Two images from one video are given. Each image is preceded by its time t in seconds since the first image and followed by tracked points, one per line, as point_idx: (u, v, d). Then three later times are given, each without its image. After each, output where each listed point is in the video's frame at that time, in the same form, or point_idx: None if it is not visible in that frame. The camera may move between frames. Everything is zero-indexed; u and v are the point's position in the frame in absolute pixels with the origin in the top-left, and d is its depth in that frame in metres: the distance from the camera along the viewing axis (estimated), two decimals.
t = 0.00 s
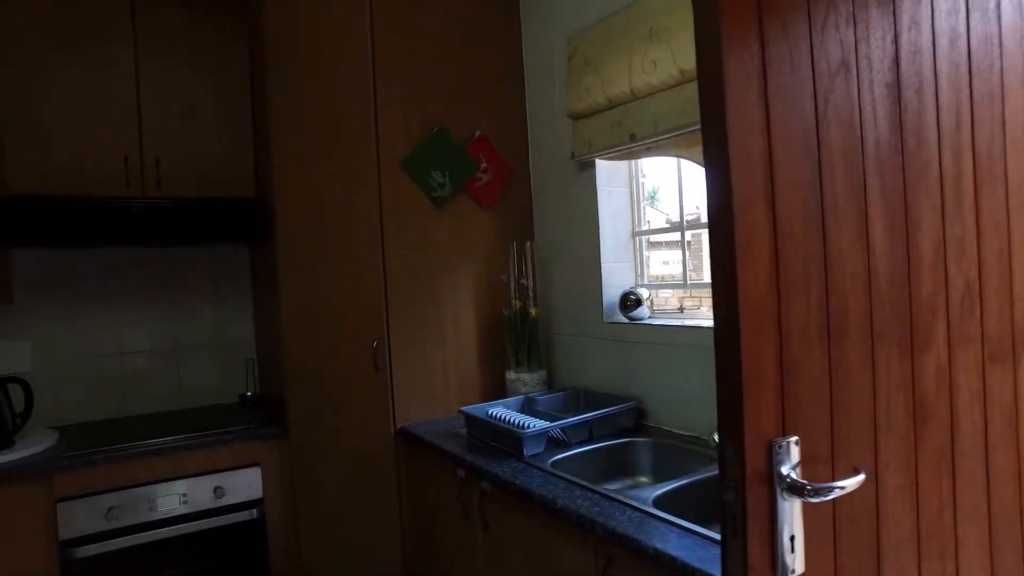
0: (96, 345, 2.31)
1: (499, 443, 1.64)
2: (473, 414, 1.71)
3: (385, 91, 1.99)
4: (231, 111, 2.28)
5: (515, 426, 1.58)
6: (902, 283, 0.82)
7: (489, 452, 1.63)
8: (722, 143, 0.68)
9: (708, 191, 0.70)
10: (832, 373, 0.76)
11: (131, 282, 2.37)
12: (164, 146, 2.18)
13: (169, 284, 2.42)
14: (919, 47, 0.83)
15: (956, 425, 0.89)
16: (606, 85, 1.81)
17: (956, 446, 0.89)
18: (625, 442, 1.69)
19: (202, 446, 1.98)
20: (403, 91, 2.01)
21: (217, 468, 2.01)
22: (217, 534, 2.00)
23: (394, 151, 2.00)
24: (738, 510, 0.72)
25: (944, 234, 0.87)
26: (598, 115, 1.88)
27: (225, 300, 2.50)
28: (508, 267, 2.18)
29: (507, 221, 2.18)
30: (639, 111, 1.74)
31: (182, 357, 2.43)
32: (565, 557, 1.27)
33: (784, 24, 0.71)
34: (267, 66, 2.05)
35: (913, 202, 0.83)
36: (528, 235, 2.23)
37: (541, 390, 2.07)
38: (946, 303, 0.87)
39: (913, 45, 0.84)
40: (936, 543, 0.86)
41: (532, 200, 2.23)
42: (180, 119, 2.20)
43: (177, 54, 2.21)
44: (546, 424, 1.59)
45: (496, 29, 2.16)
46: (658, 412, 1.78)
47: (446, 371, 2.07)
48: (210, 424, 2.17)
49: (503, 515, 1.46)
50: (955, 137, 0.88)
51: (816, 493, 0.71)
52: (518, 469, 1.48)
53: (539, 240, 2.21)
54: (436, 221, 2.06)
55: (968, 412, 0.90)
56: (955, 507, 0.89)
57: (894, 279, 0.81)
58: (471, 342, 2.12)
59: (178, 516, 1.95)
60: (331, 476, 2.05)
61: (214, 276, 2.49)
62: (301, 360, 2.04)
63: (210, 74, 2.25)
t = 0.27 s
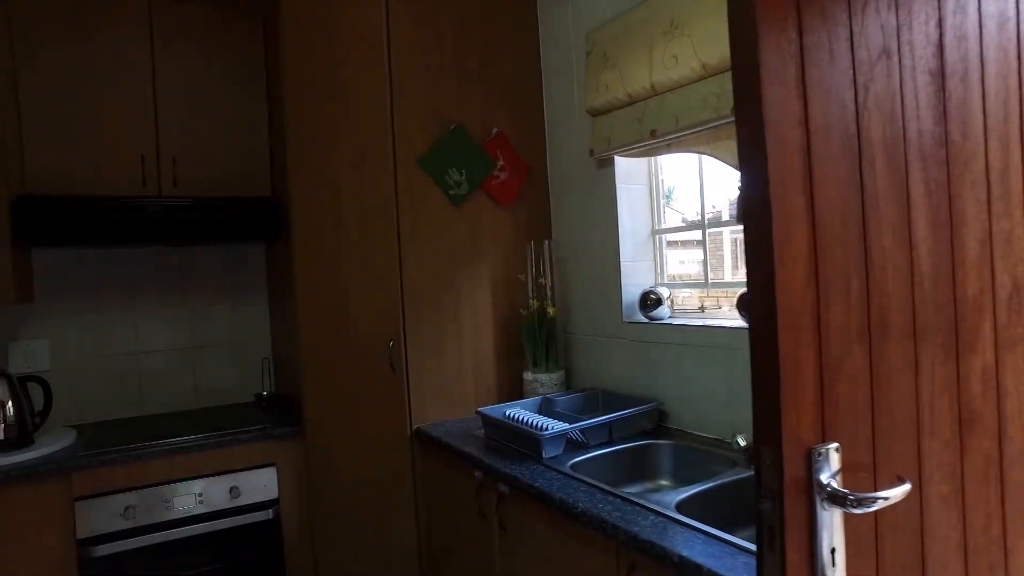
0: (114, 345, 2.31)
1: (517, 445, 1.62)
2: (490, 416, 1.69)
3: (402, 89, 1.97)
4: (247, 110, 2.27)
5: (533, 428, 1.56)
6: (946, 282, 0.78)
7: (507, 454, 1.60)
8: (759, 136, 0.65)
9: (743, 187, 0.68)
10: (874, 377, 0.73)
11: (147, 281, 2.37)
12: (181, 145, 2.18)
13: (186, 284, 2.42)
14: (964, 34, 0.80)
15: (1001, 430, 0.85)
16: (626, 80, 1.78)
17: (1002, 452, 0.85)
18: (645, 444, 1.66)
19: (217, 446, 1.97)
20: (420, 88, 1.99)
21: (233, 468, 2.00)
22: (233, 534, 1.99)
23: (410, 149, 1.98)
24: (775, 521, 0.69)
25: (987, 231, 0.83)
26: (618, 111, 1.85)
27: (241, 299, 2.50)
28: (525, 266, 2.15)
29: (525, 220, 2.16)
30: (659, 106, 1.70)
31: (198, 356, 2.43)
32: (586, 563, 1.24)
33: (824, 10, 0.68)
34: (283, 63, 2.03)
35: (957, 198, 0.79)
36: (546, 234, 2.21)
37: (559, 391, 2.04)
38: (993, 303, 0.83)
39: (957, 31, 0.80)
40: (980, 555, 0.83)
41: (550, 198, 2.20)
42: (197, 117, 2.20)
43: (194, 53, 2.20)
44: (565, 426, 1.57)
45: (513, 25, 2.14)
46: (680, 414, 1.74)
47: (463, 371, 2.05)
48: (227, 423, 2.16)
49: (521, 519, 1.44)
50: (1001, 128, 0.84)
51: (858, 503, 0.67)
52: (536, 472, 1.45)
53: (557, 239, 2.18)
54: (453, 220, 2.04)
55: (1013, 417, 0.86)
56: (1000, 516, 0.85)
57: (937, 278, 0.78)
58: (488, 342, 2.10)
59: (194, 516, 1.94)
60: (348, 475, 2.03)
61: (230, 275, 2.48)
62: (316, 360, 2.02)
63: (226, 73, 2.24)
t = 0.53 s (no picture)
0: (128, 344, 2.31)
1: (537, 449, 1.59)
2: (508, 418, 1.66)
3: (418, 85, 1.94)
4: (261, 108, 2.25)
5: (552, 431, 1.53)
6: (1003, 281, 0.77)
7: (526, 457, 1.57)
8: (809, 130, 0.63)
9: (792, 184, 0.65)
10: (929, 380, 0.70)
11: (161, 280, 2.36)
12: (195, 143, 2.16)
13: (200, 283, 2.41)
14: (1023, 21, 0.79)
15: None
16: (646, 74, 1.74)
17: None
18: (667, 447, 1.62)
19: (231, 447, 1.95)
20: (436, 85, 1.96)
21: (246, 469, 1.98)
22: (247, 536, 1.97)
23: (425, 146, 1.95)
24: (827, 538, 0.66)
25: None
26: (638, 106, 1.81)
27: (255, 299, 2.48)
28: (542, 265, 2.12)
29: (542, 219, 2.12)
30: (681, 101, 1.66)
31: (214, 356, 2.42)
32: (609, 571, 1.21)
33: None
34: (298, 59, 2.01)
35: (1016, 190, 0.78)
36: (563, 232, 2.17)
37: (577, 392, 2.00)
38: None
39: (1001, 21, 0.77)
40: None
41: (568, 197, 2.17)
42: (212, 115, 2.18)
43: (208, 50, 2.18)
44: (586, 428, 1.53)
45: (529, 21, 2.10)
46: (701, 417, 1.70)
47: (480, 372, 2.02)
48: (241, 424, 2.14)
49: (540, 523, 1.41)
50: None
51: (916, 519, 0.65)
52: (556, 475, 1.42)
53: (575, 238, 2.15)
54: (469, 218, 2.01)
55: None
56: None
57: (995, 276, 0.76)
58: (505, 343, 2.07)
59: (208, 517, 1.92)
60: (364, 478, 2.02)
61: (244, 275, 2.47)
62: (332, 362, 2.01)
63: (240, 71, 2.22)
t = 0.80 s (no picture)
0: (140, 343, 2.29)
1: (554, 451, 1.56)
2: (525, 419, 1.63)
3: (431, 78, 1.90)
4: (273, 104, 2.22)
5: (571, 432, 1.50)
6: None
7: (543, 459, 1.54)
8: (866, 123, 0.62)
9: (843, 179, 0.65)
10: (995, 378, 0.69)
11: (172, 278, 2.33)
12: (206, 140, 2.14)
13: (212, 281, 2.38)
14: None
15: None
16: (666, 66, 1.69)
17: None
18: (688, 450, 1.58)
19: (242, 447, 1.93)
20: (450, 79, 1.93)
21: (258, 470, 1.95)
22: (258, 538, 1.94)
23: (440, 141, 1.92)
24: (887, 551, 0.63)
25: None
26: (657, 100, 1.76)
27: (266, 297, 2.45)
28: (558, 263, 2.08)
29: (558, 215, 2.08)
30: (702, 94, 1.61)
31: (226, 355, 2.40)
32: None
33: None
34: (311, 54, 1.99)
35: None
36: (579, 229, 2.13)
37: (594, 392, 1.96)
38: None
39: None
40: None
41: (584, 193, 2.13)
42: (223, 111, 2.16)
43: (219, 45, 2.16)
44: (605, 430, 1.50)
45: (545, 13, 2.06)
46: (723, 418, 1.66)
47: (495, 371, 1.98)
48: (252, 424, 2.12)
49: (558, 527, 1.37)
50: None
51: (985, 535, 0.62)
52: (575, 478, 1.38)
53: (591, 235, 2.11)
54: (484, 214, 1.98)
55: None
56: None
57: None
58: (520, 342, 2.03)
59: (220, 518, 1.90)
60: (377, 480, 2.01)
61: (255, 273, 2.44)
62: (346, 358, 2.01)
63: (252, 66, 2.20)
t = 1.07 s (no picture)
0: (154, 342, 2.26)
1: (577, 456, 1.52)
2: (547, 423, 1.59)
3: (448, 71, 1.85)
4: (288, 100, 2.19)
5: (594, 436, 1.45)
6: None
7: (566, 464, 1.49)
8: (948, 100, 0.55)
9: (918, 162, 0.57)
10: None
11: (187, 277, 2.31)
12: (221, 137, 2.11)
13: (227, 279, 2.36)
14: None
15: None
16: (692, 57, 1.63)
17: None
18: (715, 455, 1.52)
19: (256, 448, 1.89)
20: (469, 72, 1.88)
21: (272, 472, 1.92)
22: (273, 541, 1.91)
23: (457, 136, 1.87)
24: None
25: None
26: (682, 92, 1.70)
27: (281, 297, 2.42)
28: (579, 262, 2.03)
29: (578, 213, 2.03)
30: (730, 85, 1.55)
31: (240, 355, 2.37)
32: None
33: None
34: (327, 48, 1.95)
35: None
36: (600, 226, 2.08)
37: (616, 395, 1.91)
38: None
39: None
40: None
41: (605, 189, 2.07)
42: (238, 106, 2.13)
43: (233, 41, 2.13)
44: (629, 434, 1.45)
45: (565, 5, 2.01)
46: (751, 422, 1.60)
47: (514, 373, 1.94)
48: (267, 425, 2.09)
49: (582, 535, 1.33)
50: None
51: None
52: (599, 485, 1.34)
53: (613, 233, 2.05)
54: (503, 211, 1.93)
55: None
56: None
57: None
58: (540, 342, 1.98)
59: (233, 521, 1.87)
60: (394, 483, 1.96)
61: (270, 272, 2.41)
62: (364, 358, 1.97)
63: (266, 61, 2.16)
